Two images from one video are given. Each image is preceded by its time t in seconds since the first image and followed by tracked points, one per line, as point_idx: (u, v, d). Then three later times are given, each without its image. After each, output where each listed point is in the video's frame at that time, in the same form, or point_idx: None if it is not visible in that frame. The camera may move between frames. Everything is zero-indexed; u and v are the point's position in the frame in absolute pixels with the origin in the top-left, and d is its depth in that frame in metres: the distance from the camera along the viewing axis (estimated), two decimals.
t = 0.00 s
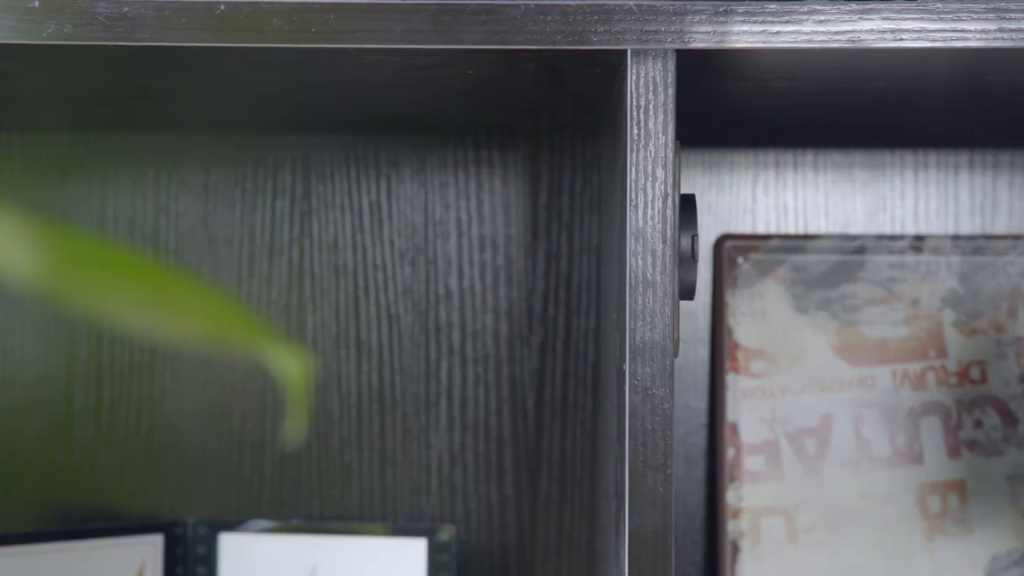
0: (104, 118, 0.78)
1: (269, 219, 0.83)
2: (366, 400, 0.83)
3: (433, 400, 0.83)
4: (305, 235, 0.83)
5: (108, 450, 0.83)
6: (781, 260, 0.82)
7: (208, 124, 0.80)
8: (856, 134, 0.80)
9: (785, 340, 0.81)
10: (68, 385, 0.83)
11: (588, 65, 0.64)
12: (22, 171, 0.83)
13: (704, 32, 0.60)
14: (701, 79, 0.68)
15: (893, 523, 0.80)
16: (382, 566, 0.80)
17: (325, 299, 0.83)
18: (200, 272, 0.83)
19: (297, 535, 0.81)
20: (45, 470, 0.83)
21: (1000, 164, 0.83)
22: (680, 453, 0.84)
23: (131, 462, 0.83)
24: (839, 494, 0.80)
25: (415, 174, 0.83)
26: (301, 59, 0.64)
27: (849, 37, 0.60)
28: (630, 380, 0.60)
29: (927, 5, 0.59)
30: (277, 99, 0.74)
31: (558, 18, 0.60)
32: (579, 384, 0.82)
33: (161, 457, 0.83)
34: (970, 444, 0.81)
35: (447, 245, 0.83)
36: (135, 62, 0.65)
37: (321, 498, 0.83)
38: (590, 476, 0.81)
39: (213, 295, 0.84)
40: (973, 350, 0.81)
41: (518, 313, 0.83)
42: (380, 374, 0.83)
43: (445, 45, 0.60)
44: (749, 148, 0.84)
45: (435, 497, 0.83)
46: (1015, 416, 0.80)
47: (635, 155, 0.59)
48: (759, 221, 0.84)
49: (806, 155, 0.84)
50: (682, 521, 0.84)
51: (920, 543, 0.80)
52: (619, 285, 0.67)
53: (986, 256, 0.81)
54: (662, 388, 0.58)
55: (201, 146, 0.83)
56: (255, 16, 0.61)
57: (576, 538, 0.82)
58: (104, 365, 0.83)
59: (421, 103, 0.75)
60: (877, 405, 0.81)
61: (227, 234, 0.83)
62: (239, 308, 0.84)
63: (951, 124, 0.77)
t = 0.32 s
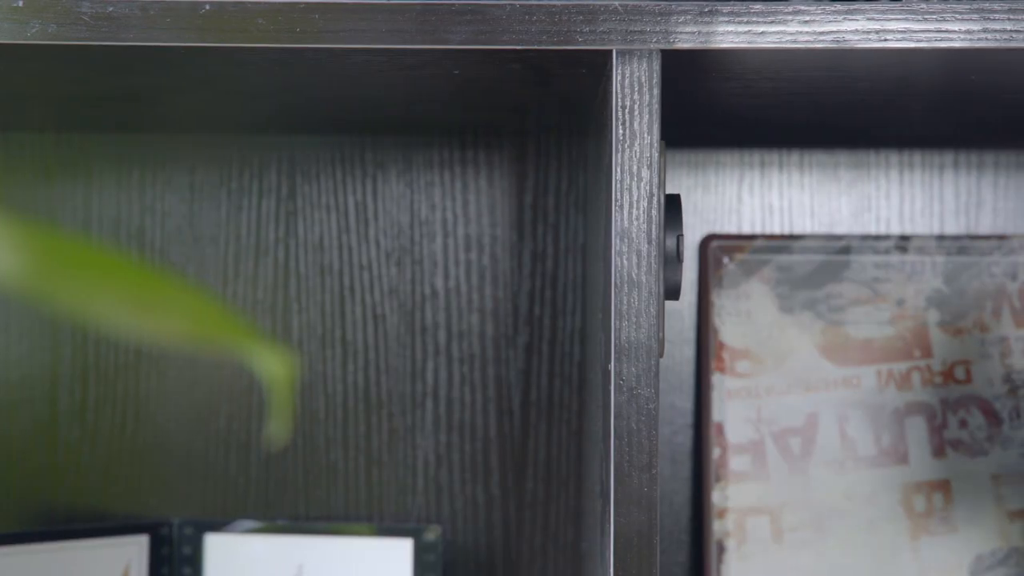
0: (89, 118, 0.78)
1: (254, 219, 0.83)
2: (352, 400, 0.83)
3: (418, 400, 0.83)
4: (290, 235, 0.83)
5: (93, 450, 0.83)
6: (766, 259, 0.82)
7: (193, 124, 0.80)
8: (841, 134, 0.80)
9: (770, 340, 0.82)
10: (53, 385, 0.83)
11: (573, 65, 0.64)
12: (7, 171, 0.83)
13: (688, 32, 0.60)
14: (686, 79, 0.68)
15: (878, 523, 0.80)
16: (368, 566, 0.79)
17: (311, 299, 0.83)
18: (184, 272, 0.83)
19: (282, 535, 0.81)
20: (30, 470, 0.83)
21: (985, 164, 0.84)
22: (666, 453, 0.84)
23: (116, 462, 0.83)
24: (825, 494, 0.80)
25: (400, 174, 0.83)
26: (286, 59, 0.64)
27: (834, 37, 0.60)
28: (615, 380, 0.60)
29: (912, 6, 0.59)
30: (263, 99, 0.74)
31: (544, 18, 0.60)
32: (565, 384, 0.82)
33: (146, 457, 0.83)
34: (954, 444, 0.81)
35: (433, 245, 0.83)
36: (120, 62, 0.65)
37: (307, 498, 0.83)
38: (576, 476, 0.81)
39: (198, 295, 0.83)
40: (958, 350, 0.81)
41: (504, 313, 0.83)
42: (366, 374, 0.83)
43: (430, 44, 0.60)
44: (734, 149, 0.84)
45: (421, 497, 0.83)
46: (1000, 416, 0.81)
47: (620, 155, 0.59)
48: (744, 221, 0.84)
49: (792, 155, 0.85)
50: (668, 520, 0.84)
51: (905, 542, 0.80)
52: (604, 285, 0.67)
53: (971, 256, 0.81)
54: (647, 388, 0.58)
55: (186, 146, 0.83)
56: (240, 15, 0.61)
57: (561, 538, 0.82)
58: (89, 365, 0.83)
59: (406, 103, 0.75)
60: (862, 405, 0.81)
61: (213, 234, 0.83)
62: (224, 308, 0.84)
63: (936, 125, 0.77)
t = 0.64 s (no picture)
0: (74, 118, 0.78)
1: (240, 219, 0.83)
2: (338, 401, 0.83)
3: (405, 400, 0.83)
4: (276, 235, 0.83)
5: (78, 450, 0.83)
6: (752, 259, 0.82)
7: (179, 125, 0.80)
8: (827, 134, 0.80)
9: (756, 340, 0.82)
10: (37, 385, 0.82)
11: (559, 65, 0.64)
12: None
13: (673, 32, 0.60)
14: (671, 79, 0.68)
15: (864, 523, 0.80)
16: (355, 566, 0.79)
17: (297, 299, 0.83)
18: (169, 272, 0.83)
19: (269, 536, 0.81)
20: (15, 471, 0.83)
21: (970, 165, 0.84)
22: (652, 454, 0.84)
23: (102, 462, 0.83)
24: (810, 494, 0.81)
25: (387, 174, 0.83)
26: (272, 59, 0.64)
27: (819, 37, 0.60)
28: (600, 380, 0.60)
29: (896, 6, 0.60)
30: (249, 100, 0.73)
31: (529, 18, 0.60)
32: (551, 384, 0.82)
33: (131, 457, 0.83)
34: (939, 444, 0.81)
35: (419, 245, 0.83)
36: (105, 62, 0.65)
37: (292, 498, 0.83)
38: (562, 475, 0.82)
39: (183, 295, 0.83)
40: (943, 350, 0.81)
41: (490, 313, 0.83)
42: (352, 374, 0.83)
43: (416, 45, 0.60)
44: (720, 149, 0.84)
45: (407, 497, 0.83)
46: (985, 416, 0.81)
47: (606, 155, 0.59)
48: (730, 222, 0.84)
49: (777, 156, 0.85)
50: (654, 521, 0.84)
51: (890, 542, 0.80)
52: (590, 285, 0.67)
53: (956, 256, 0.82)
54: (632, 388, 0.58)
55: (172, 147, 0.83)
56: (225, 16, 0.61)
57: (548, 538, 0.82)
58: (74, 365, 0.83)
59: (392, 104, 0.75)
60: (848, 405, 0.81)
61: (198, 234, 0.83)
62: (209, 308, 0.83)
63: (920, 126, 0.78)
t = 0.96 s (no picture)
0: (60, 117, 0.77)
1: (226, 220, 0.83)
2: (325, 401, 0.83)
3: (391, 400, 0.83)
4: (262, 235, 0.83)
5: (64, 451, 0.83)
6: (739, 260, 0.81)
7: (166, 125, 0.80)
8: (812, 135, 0.81)
9: (742, 341, 0.82)
10: (22, 385, 0.82)
11: (544, 66, 0.65)
12: None
13: (659, 32, 0.60)
14: (657, 79, 0.69)
15: (849, 522, 0.81)
16: (341, 566, 0.79)
17: (283, 299, 0.83)
18: (156, 273, 0.83)
19: (256, 536, 0.81)
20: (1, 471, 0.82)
21: (954, 166, 0.84)
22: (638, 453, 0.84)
23: (88, 462, 0.83)
24: (796, 493, 0.81)
25: (373, 174, 0.83)
26: (257, 59, 0.64)
27: (805, 37, 0.60)
28: (587, 380, 0.60)
29: (881, 7, 0.60)
30: (236, 100, 0.73)
31: (515, 18, 0.60)
32: (537, 383, 0.82)
33: (117, 458, 0.83)
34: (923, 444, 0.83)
35: (405, 245, 0.83)
36: (90, 62, 0.64)
37: (279, 499, 0.83)
38: (548, 475, 0.82)
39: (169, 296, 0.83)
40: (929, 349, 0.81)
41: (477, 313, 0.83)
42: (338, 374, 0.83)
43: (401, 45, 0.60)
44: (706, 149, 0.85)
45: (394, 497, 0.83)
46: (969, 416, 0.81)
47: (592, 156, 0.59)
48: (716, 222, 0.85)
49: (763, 156, 0.85)
50: (641, 520, 0.84)
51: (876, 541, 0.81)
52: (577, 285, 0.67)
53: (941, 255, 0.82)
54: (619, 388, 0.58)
55: (158, 147, 0.83)
56: (210, 16, 0.61)
57: (534, 538, 0.82)
58: (60, 365, 0.82)
59: (379, 103, 0.75)
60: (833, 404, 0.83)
61: (184, 234, 0.83)
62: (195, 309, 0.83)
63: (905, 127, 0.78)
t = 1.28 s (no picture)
0: (47, 117, 0.77)
1: (212, 220, 0.83)
2: (311, 402, 0.83)
3: (378, 400, 0.83)
4: (249, 235, 0.83)
5: (50, 452, 0.82)
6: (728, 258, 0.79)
7: (154, 125, 0.80)
8: (798, 136, 0.81)
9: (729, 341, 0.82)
10: (8, 385, 0.82)
11: (531, 66, 0.65)
12: None
13: (645, 33, 0.61)
14: (643, 79, 0.69)
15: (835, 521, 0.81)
16: (328, 566, 0.79)
17: (270, 300, 0.83)
18: (141, 272, 0.83)
19: (242, 537, 0.81)
20: None
21: (941, 166, 0.82)
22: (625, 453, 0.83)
23: (74, 463, 0.82)
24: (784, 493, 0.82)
25: (359, 174, 0.83)
26: (243, 60, 0.64)
27: (790, 38, 0.60)
28: (572, 380, 0.61)
29: (866, 8, 0.60)
30: (223, 100, 0.73)
31: (502, 18, 0.60)
32: (524, 384, 0.82)
33: (103, 459, 0.82)
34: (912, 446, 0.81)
35: (392, 245, 0.83)
36: (76, 62, 0.64)
37: (266, 500, 0.82)
38: (535, 475, 0.82)
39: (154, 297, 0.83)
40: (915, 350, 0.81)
41: (463, 313, 0.83)
42: (325, 374, 0.83)
43: (387, 45, 0.60)
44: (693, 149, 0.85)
45: (381, 497, 0.83)
46: (956, 416, 0.81)
47: (577, 156, 0.60)
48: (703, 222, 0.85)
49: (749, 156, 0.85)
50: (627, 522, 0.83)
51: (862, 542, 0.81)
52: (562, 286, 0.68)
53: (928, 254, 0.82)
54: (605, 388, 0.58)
55: (146, 147, 0.83)
56: (196, 16, 0.61)
57: (521, 538, 0.82)
58: (45, 365, 0.82)
59: (365, 103, 0.75)
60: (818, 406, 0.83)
61: (170, 234, 0.83)
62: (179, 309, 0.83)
63: (890, 128, 0.78)
